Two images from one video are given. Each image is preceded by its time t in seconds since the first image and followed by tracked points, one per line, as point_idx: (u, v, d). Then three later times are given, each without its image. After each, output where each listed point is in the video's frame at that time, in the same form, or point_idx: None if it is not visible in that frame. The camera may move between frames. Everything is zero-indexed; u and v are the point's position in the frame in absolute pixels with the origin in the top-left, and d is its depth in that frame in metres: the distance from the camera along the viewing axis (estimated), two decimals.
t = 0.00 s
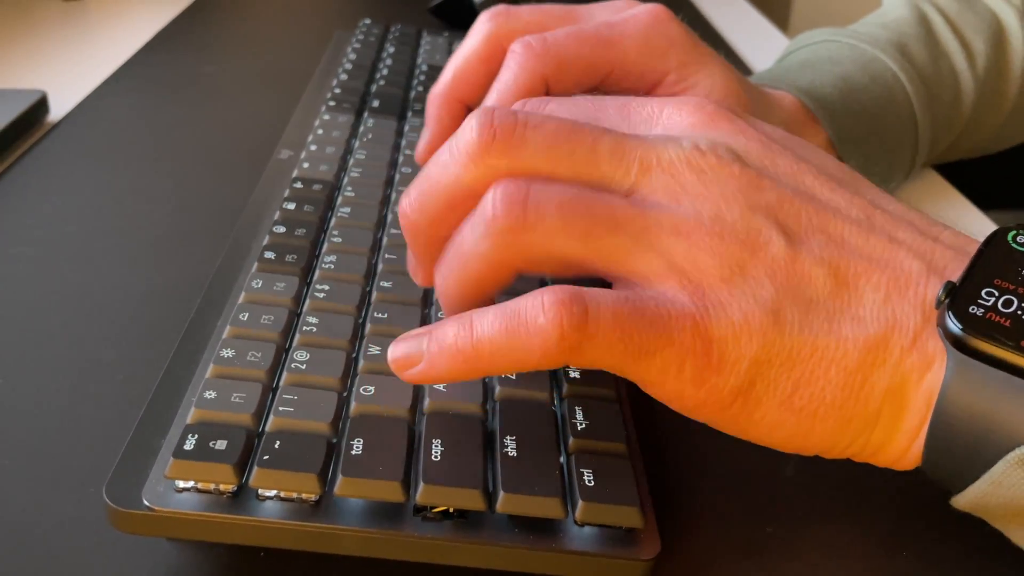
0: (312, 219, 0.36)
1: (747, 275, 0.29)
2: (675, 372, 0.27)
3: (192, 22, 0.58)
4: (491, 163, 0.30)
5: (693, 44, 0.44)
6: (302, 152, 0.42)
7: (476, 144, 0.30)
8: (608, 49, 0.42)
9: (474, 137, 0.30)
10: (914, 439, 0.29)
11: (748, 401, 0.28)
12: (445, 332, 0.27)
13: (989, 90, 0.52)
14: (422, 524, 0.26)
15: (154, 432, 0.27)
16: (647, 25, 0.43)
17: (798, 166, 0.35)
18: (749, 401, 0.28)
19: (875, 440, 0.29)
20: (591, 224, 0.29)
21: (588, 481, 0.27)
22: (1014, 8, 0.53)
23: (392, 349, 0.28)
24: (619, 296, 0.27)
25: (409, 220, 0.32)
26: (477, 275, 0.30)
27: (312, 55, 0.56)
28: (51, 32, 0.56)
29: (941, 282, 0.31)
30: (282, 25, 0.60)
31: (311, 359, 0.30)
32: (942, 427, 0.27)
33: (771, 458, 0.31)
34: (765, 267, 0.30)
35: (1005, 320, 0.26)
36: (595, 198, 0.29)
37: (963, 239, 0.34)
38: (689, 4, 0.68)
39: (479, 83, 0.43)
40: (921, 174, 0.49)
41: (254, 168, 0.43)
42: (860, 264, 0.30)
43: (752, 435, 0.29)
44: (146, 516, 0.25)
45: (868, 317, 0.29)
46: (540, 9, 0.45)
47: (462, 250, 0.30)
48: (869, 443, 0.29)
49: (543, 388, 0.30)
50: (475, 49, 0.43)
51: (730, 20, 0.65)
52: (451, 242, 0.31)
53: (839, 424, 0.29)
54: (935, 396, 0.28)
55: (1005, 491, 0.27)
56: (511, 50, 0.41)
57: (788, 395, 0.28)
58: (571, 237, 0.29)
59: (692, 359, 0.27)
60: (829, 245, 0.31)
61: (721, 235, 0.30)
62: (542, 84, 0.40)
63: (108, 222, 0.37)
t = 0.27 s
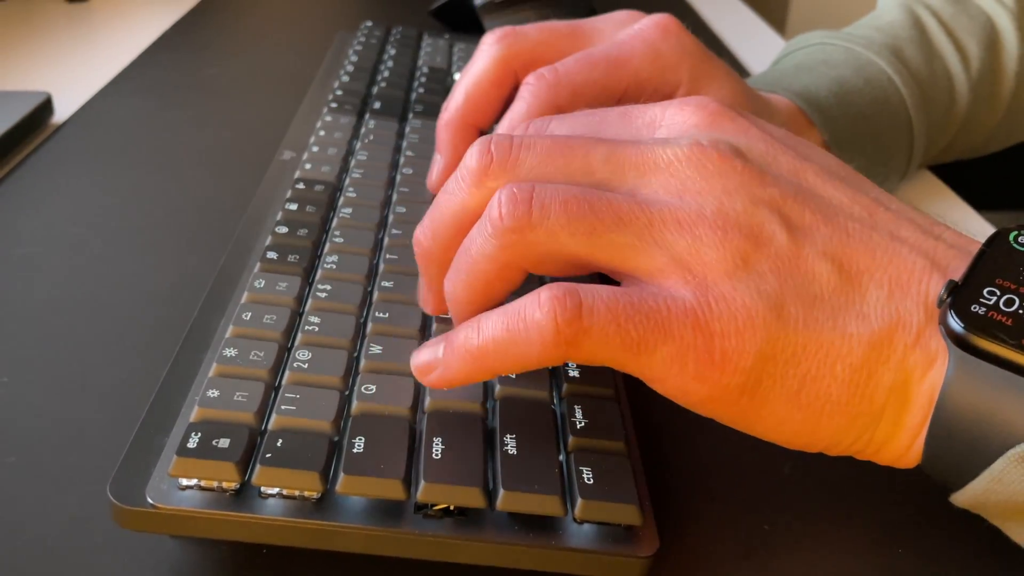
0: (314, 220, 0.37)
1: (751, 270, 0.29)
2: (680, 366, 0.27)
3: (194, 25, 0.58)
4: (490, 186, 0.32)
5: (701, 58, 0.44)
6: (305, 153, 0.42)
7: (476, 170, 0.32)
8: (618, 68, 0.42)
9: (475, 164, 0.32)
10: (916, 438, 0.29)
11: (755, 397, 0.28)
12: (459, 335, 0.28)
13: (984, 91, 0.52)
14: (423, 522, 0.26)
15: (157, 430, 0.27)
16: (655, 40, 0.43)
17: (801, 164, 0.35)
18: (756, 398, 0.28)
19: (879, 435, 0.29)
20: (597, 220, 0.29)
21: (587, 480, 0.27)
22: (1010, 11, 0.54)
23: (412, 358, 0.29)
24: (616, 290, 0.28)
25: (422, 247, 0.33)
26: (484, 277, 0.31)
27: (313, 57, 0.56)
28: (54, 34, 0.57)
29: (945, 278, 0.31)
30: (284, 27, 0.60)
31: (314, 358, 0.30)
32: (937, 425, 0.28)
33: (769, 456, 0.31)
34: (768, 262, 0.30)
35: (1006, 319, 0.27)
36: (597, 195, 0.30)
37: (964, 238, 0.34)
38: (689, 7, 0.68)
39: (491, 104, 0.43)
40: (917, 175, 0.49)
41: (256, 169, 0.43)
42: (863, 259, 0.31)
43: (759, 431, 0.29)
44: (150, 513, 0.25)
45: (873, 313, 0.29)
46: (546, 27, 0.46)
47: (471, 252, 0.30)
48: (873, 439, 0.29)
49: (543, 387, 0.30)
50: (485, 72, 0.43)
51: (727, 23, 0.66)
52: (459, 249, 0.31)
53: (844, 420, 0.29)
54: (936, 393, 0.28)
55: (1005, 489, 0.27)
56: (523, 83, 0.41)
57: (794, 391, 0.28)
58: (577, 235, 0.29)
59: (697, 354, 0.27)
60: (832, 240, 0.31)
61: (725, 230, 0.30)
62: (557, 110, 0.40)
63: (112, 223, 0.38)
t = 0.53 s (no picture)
0: (316, 221, 0.37)
1: (746, 273, 0.30)
2: (668, 371, 0.28)
3: (197, 27, 0.59)
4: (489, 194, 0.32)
5: (698, 59, 0.44)
6: (307, 154, 0.42)
7: (472, 178, 0.32)
8: (615, 70, 0.42)
9: (470, 172, 0.32)
10: (912, 431, 0.29)
11: (746, 400, 0.29)
12: (463, 350, 0.29)
13: (978, 93, 0.53)
14: (425, 519, 0.26)
15: (161, 429, 0.28)
16: (652, 43, 0.44)
17: (796, 168, 0.36)
18: (748, 400, 0.29)
19: (875, 433, 0.30)
20: (597, 224, 0.29)
21: (586, 478, 0.27)
22: (1004, 14, 0.54)
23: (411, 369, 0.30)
24: (602, 301, 0.29)
25: (411, 249, 0.33)
26: (475, 273, 0.30)
27: (315, 60, 0.56)
28: (58, 37, 0.57)
29: (940, 276, 0.31)
30: (286, 29, 0.60)
31: (316, 357, 0.30)
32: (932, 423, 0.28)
33: (767, 455, 0.32)
34: (764, 266, 0.30)
35: (1003, 313, 0.27)
36: (598, 200, 0.30)
37: (959, 236, 0.35)
38: (688, 10, 0.69)
39: (490, 104, 0.43)
40: (913, 176, 0.49)
41: (259, 170, 0.43)
42: (858, 260, 0.31)
43: (753, 433, 0.30)
44: (154, 511, 0.25)
45: (866, 313, 0.29)
46: (544, 29, 0.46)
47: (463, 250, 0.30)
48: (868, 437, 0.30)
49: (542, 386, 0.31)
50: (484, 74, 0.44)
51: (726, 26, 0.66)
52: (446, 243, 0.31)
53: (837, 420, 0.29)
54: (932, 387, 0.29)
55: (1001, 481, 0.27)
56: (522, 82, 0.41)
57: (787, 394, 0.29)
58: (576, 240, 0.29)
59: (685, 358, 0.28)
60: (828, 241, 0.32)
61: (722, 233, 0.31)
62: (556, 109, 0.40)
63: (115, 223, 0.38)
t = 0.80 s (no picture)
0: (318, 221, 0.37)
1: (759, 255, 0.30)
2: (680, 355, 0.28)
3: (199, 31, 0.59)
4: (503, 164, 0.31)
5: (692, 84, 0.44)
6: (309, 156, 0.43)
7: (489, 146, 0.31)
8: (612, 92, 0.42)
9: (487, 141, 0.31)
10: (915, 422, 0.30)
11: (758, 380, 0.29)
12: (466, 341, 0.29)
13: (973, 92, 0.53)
14: (426, 517, 0.26)
15: (164, 428, 0.28)
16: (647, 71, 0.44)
17: (809, 153, 0.36)
18: (758, 381, 0.29)
19: (880, 420, 0.30)
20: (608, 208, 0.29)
21: (586, 476, 0.28)
22: (997, 12, 0.55)
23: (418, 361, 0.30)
24: (608, 294, 0.28)
25: (426, 225, 0.33)
26: (496, 292, 0.31)
27: (317, 63, 0.57)
28: (62, 40, 0.57)
29: (947, 267, 0.31)
30: (288, 32, 0.61)
31: (318, 357, 0.30)
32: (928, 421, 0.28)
33: (765, 453, 0.32)
34: (777, 247, 0.30)
35: (1011, 304, 0.27)
36: (603, 198, 0.30)
37: (964, 231, 0.35)
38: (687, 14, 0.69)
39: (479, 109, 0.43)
40: (908, 177, 0.50)
41: (261, 172, 0.44)
42: (868, 247, 0.31)
43: (762, 413, 0.30)
44: (158, 509, 0.26)
45: (879, 299, 0.30)
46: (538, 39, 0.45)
47: (481, 267, 0.31)
48: (873, 425, 0.30)
49: (542, 385, 0.31)
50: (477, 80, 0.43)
51: (724, 30, 0.67)
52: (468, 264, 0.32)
53: (844, 405, 0.29)
54: (938, 376, 0.29)
55: (1002, 470, 0.28)
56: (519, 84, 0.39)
57: (796, 375, 0.29)
58: (583, 236, 0.29)
59: (697, 341, 0.28)
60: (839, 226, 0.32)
61: (738, 211, 0.31)
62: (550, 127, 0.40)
63: (119, 224, 0.38)
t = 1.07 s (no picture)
0: (320, 222, 0.38)
1: (741, 272, 0.30)
2: (668, 369, 0.28)
3: (202, 33, 0.59)
4: (490, 194, 0.32)
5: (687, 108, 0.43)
6: (311, 157, 0.43)
7: (477, 178, 0.32)
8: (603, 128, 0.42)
9: (475, 173, 0.32)
10: (904, 432, 0.30)
11: (744, 395, 0.29)
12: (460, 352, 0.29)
13: (968, 94, 0.53)
14: (427, 514, 0.27)
15: (168, 426, 0.28)
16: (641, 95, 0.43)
17: (790, 171, 0.37)
18: (745, 396, 0.29)
19: (867, 432, 0.30)
20: (594, 223, 0.30)
21: (585, 474, 0.28)
22: (993, 13, 0.55)
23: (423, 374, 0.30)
24: (603, 302, 0.29)
25: (427, 257, 0.34)
26: (481, 280, 0.31)
27: (318, 64, 0.57)
28: (66, 42, 0.57)
29: (931, 277, 0.32)
30: (290, 34, 0.61)
31: (320, 356, 0.31)
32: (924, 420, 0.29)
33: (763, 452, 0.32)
34: (758, 264, 0.31)
35: (993, 314, 0.27)
36: (595, 203, 0.30)
37: (951, 239, 0.35)
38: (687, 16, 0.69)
39: (473, 108, 0.44)
40: (905, 178, 0.50)
41: (264, 173, 0.44)
42: (850, 259, 0.32)
43: (750, 428, 0.30)
44: (162, 507, 0.26)
45: (859, 311, 0.30)
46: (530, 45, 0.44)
47: (469, 254, 0.31)
48: (860, 436, 0.30)
49: (542, 384, 0.31)
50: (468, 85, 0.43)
51: (723, 31, 0.67)
52: (457, 250, 0.32)
53: (831, 416, 0.30)
54: (925, 386, 0.29)
55: (992, 479, 0.28)
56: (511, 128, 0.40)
57: (782, 389, 0.29)
58: (574, 241, 0.29)
59: (685, 356, 0.28)
60: (821, 241, 0.32)
61: (716, 233, 0.31)
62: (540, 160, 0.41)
63: (122, 225, 0.38)
